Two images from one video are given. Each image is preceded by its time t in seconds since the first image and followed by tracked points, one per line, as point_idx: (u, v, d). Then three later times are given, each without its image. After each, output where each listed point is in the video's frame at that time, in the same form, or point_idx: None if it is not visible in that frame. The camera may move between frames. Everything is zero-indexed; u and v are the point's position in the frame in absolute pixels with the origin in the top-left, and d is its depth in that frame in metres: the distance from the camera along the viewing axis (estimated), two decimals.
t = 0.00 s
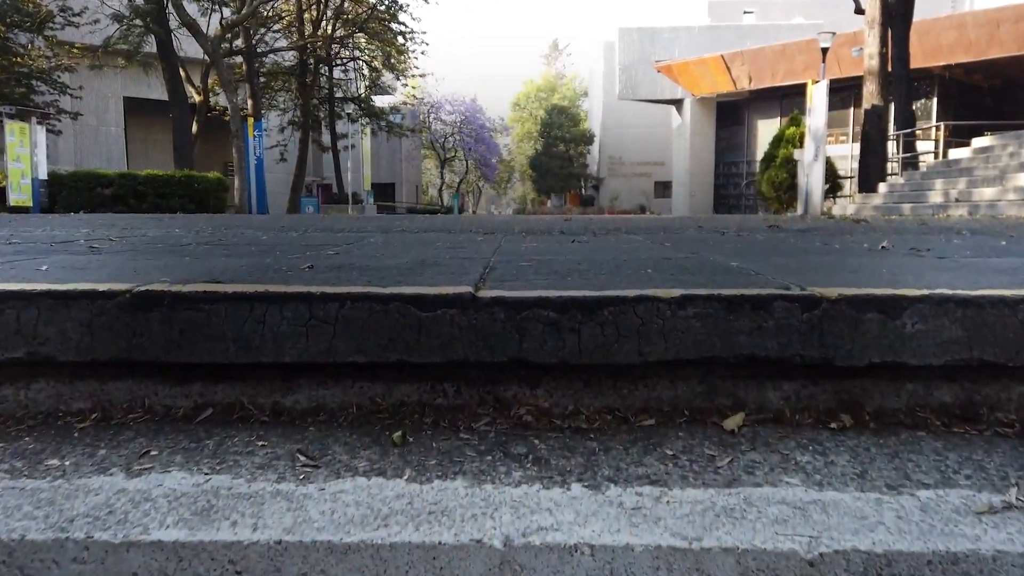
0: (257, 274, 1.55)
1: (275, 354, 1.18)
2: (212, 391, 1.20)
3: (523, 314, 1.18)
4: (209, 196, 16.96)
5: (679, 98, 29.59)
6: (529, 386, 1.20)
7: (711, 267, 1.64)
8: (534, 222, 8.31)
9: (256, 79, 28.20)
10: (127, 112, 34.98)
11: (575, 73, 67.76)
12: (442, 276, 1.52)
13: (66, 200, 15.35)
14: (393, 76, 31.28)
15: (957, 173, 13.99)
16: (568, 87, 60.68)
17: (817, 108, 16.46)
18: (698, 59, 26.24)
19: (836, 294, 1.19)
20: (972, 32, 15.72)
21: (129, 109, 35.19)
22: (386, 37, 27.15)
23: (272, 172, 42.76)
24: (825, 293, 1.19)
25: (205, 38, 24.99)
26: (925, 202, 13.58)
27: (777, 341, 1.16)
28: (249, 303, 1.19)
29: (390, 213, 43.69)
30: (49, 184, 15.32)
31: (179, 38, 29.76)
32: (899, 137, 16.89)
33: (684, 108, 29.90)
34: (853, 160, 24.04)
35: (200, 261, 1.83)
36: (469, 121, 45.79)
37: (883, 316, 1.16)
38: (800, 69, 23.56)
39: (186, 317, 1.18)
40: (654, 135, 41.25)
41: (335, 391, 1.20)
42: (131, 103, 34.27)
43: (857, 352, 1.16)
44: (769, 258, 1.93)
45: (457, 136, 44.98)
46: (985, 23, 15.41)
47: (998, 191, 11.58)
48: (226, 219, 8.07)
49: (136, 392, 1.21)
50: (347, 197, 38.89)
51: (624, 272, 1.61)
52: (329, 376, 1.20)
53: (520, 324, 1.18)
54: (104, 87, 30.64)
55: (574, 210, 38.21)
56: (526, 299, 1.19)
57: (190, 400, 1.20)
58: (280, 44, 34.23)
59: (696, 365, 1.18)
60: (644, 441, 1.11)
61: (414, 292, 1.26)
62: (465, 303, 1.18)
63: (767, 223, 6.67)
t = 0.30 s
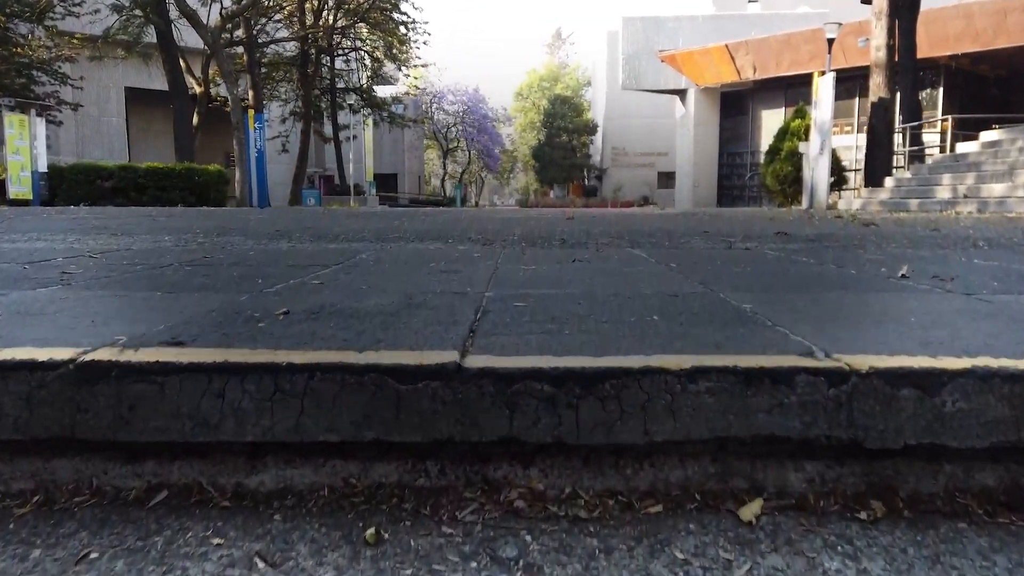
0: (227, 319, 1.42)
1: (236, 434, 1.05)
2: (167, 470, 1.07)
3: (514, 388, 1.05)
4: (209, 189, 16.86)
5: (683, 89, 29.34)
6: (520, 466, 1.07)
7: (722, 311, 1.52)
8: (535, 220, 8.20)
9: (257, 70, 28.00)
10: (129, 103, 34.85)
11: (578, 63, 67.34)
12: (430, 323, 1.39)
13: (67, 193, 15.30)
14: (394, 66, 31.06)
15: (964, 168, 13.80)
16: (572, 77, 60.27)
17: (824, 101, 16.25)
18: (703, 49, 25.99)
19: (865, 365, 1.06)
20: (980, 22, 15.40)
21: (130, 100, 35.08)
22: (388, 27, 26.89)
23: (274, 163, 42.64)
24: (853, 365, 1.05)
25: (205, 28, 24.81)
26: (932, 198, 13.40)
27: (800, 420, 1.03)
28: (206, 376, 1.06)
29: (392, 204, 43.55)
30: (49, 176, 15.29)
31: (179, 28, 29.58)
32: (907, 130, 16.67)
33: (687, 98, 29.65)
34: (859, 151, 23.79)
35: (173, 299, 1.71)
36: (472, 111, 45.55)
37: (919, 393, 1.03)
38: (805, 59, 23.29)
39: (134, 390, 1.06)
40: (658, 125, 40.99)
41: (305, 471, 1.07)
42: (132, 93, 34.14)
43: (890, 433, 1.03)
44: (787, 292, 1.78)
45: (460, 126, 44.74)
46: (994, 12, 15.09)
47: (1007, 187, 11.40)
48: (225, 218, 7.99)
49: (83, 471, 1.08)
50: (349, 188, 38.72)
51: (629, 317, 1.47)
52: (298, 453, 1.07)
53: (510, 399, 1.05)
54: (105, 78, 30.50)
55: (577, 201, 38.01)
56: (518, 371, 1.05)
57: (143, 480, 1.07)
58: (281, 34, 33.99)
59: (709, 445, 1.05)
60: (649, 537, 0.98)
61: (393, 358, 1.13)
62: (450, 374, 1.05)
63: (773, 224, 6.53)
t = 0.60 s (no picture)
0: (197, 372, 1.31)
1: (195, 520, 0.94)
2: (115, 560, 0.94)
3: (507, 471, 0.93)
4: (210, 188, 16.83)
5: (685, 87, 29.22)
6: (513, 557, 0.93)
7: (734, 360, 1.40)
8: (536, 225, 8.12)
9: (258, 68, 27.94)
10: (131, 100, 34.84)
11: (581, 60, 67.16)
12: (417, 379, 1.27)
13: (68, 192, 15.33)
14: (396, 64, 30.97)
15: (970, 170, 13.66)
16: (574, 75, 60.13)
17: (828, 102, 16.15)
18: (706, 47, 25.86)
19: (903, 447, 0.94)
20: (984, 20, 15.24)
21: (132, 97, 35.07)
22: (389, 25, 26.78)
23: (275, 160, 42.63)
24: (888, 447, 0.94)
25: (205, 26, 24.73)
26: (937, 201, 13.29)
27: (828, 508, 0.91)
28: (162, 455, 0.94)
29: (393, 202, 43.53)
30: (50, 175, 15.31)
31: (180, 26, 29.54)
32: (912, 131, 16.53)
33: (690, 96, 29.55)
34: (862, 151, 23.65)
35: (147, 338, 1.61)
36: (474, 109, 45.47)
37: (963, 479, 0.91)
38: (808, 58, 23.16)
39: (79, 470, 0.94)
40: (660, 124, 40.88)
41: (270, 561, 0.93)
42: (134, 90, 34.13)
43: (930, 525, 0.92)
44: (804, 334, 1.66)
45: (462, 124, 44.65)
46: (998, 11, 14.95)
47: (1013, 191, 11.27)
48: (223, 223, 7.95)
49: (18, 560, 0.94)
50: (350, 186, 38.66)
51: (635, 367, 1.36)
52: (264, 540, 0.94)
53: (502, 484, 0.93)
54: (107, 75, 30.49)
55: (579, 200, 37.92)
56: (510, 452, 0.94)
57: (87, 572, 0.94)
58: (282, 31, 33.92)
59: (729, 533, 0.93)
60: None
61: (371, 429, 1.02)
62: (434, 457, 0.94)
63: (778, 232, 6.43)
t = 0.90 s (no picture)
0: (159, 436, 1.17)
1: None
2: None
3: None
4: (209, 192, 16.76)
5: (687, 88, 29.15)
6: None
7: (757, 419, 1.26)
8: (537, 233, 8.01)
9: (258, 69, 27.84)
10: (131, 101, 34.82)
11: (582, 60, 67.11)
12: (400, 447, 1.13)
13: (68, 195, 15.31)
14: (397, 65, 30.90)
15: (976, 173, 13.54)
16: (575, 75, 60.00)
17: (833, 104, 15.92)
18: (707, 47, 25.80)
19: (968, 557, 0.80)
20: (987, 21, 15.25)
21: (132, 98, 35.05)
22: (390, 26, 26.69)
23: (275, 161, 42.56)
24: (951, 554, 0.81)
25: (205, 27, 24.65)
26: (942, 205, 13.16)
27: None
28: (100, 564, 0.81)
29: (394, 203, 43.49)
30: (48, 178, 15.28)
31: (180, 27, 29.50)
32: (915, 134, 16.42)
33: (691, 96, 29.44)
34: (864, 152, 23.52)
35: (112, 388, 1.47)
36: (474, 110, 45.41)
37: None
38: (810, 58, 23.04)
39: None
40: (661, 124, 40.80)
41: None
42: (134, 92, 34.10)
43: None
44: (830, 380, 1.53)
45: (462, 124, 44.56)
46: (1000, 12, 14.99)
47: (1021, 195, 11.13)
48: (221, 231, 7.85)
49: None
50: (350, 188, 38.60)
51: (648, 430, 1.22)
52: None
53: None
54: (107, 77, 30.49)
55: (580, 200, 37.83)
56: (507, 562, 0.80)
57: None
58: (282, 32, 33.82)
59: None
60: None
61: (346, 528, 0.88)
62: (419, 567, 0.80)
63: (784, 242, 6.30)
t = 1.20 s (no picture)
0: (105, 555, 1.04)
1: None
2: None
3: None
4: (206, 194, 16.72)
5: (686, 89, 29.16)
6: None
7: (776, 522, 1.13)
8: (536, 244, 7.93)
9: (256, 70, 27.76)
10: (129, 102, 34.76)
11: (581, 60, 67.14)
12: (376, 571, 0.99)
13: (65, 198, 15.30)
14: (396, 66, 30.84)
15: (978, 179, 13.44)
16: (574, 75, 59.94)
17: (833, 108, 15.88)
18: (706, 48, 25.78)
19: None
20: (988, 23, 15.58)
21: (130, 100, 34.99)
22: (389, 27, 26.64)
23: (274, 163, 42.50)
24: None
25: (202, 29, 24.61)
26: (945, 211, 13.07)
27: None
28: None
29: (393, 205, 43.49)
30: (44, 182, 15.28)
31: (177, 28, 29.41)
32: (917, 138, 16.38)
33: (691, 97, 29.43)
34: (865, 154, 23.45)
35: (63, 473, 1.33)
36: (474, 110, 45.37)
37: None
38: (809, 59, 23.26)
39: None
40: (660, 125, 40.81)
41: None
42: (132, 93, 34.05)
43: None
44: (855, 461, 1.39)
45: (461, 124, 44.54)
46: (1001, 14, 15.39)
47: None
48: (214, 243, 7.78)
49: None
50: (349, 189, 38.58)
51: (654, 539, 1.08)
52: None
53: None
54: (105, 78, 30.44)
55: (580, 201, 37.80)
56: None
57: None
58: (281, 33, 33.77)
59: None
60: None
61: None
62: None
63: (786, 257, 6.20)
